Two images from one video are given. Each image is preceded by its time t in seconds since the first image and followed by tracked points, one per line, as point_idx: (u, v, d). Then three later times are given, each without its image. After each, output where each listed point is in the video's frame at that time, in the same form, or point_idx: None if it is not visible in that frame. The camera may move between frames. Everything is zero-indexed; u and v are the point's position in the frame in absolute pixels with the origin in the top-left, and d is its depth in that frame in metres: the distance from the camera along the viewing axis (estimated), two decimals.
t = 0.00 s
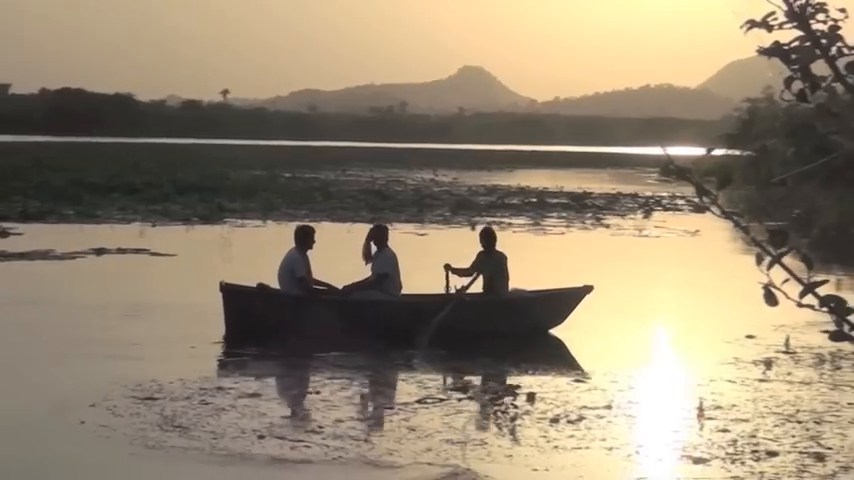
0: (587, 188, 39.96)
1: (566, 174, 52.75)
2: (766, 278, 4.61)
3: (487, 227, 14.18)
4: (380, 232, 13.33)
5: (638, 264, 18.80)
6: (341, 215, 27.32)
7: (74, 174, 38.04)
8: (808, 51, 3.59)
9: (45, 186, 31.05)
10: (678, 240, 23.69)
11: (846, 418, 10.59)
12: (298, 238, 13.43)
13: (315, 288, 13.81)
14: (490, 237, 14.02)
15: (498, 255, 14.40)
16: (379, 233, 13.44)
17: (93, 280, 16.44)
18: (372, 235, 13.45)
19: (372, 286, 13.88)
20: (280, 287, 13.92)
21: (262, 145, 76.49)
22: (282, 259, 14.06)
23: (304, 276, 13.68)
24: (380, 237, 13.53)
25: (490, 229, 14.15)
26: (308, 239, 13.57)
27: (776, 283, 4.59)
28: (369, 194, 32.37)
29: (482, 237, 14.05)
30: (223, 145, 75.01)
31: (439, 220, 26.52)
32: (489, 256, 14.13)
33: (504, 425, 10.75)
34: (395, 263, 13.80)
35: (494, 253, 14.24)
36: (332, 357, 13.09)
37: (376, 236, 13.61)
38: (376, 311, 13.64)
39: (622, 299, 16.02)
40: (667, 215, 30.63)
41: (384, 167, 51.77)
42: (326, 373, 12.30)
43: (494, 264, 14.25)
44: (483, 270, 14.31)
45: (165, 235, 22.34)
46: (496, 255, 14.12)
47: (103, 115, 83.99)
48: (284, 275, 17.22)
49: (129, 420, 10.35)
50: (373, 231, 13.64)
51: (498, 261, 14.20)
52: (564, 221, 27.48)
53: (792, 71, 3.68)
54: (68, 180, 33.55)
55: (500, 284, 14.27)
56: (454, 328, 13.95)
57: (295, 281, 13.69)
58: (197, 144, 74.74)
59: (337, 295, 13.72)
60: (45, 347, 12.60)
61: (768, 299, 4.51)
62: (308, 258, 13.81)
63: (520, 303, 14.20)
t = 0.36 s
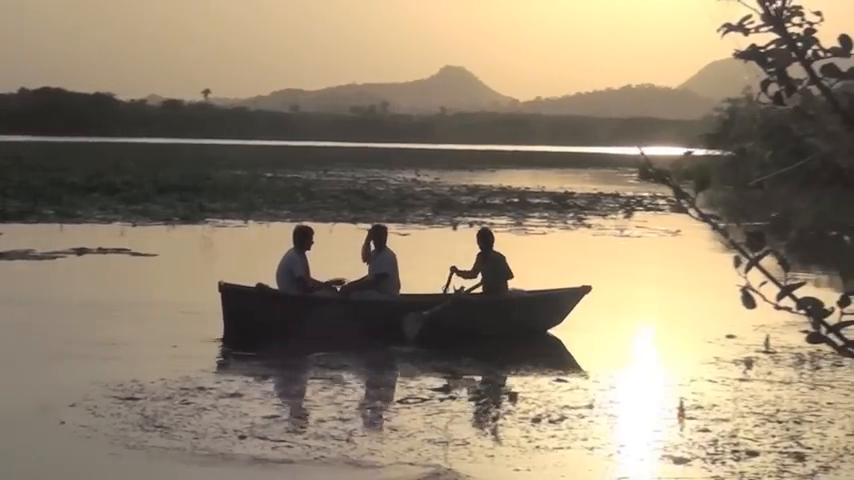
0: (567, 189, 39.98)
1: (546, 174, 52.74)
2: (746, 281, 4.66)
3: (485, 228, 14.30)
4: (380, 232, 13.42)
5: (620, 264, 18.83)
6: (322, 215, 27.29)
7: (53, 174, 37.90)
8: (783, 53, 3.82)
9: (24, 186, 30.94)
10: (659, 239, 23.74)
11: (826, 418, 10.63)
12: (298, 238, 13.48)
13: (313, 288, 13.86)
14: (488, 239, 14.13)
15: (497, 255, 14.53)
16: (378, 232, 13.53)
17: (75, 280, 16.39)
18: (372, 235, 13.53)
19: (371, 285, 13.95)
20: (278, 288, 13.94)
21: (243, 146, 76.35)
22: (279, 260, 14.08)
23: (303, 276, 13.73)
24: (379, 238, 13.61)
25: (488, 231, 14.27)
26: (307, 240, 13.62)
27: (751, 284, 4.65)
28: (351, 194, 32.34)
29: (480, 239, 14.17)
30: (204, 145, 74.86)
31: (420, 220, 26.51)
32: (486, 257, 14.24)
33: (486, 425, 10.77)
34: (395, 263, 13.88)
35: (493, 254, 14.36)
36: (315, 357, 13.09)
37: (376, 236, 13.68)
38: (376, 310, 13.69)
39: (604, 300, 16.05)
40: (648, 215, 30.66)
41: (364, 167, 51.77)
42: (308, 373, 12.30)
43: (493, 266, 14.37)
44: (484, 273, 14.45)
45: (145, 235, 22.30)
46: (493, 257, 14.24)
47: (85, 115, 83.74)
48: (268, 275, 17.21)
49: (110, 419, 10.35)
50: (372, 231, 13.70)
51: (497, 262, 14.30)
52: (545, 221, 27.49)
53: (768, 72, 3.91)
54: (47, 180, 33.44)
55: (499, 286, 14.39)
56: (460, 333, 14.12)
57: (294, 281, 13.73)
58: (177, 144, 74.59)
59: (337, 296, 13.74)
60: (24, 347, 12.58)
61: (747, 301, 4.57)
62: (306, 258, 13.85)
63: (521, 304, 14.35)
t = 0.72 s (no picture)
0: (549, 188, 40.02)
1: (529, 173, 52.78)
2: (729, 277, 4.72)
3: (486, 229, 14.37)
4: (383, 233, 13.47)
5: (605, 263, 18.84)
6: (304, 214, 27.27)
7: (33, 173, 37.81)
8: (769, 47, 3.59)
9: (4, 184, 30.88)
10: (642, 239, 23.77)
11: (807, 416, 10.65)
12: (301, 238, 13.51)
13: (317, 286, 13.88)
14: (488, 239, 14.18)
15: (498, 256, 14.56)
16: (381, 233, 13.59)
17: (59, 279, 16.35)
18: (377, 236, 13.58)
19: (373, 285, 14.02)
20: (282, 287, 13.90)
21: (224, 144, 76.19)
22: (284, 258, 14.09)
23: (308, 274, 13.74)
24: (382, 238, 13.68)
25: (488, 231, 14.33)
26: (310, 239, 13.63)
27: (736, 281, 4.71)
28: (333, 193, 32.30)
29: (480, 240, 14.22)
30: (186, 144, 74.69)
31: (403, 219, 26.51)
32: (487, 257, 14.27)
33: (469, 424, 10.77)
34: (398, 263, 13.96)
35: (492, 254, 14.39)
36: (297, 357, 13.06)
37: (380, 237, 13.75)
38: (379, 310, 13.75)
39: (589, 300, 16.04)
40: (631, 214, 30.67)
41: (346, 166, 51.75)
42: (290, 372, 12.27)
43: (494, 267, 14.40)
44: (485, 274, 14.47)
45: (126, 234, 22.25)
46: (494, 258, 14.27)
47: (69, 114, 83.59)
48: (252, 274, 17.19)
49: (91, 419, 10.33)
50: (376, 231, 13.75)
51: (497, 262, 14.32)
52: (528, 220, 27.51)
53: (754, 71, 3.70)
54: (29, 179, 33.36)
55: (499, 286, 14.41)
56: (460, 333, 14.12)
57: (299, 279, 13.73)
58: (160, 143, 74.57)
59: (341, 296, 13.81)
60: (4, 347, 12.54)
61: (732, 296, 4.62)
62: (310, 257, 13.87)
63: (518, 304, 14.36)
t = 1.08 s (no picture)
0: (533, 187, 40.08)
1: (513, 173, 52.82)
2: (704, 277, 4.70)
3: (486, 230, 14.32)
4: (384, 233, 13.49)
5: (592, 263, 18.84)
6: (288, 214, 27.24)
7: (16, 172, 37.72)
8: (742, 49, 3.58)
9: None
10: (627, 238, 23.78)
11: (790, 415, 10.68)
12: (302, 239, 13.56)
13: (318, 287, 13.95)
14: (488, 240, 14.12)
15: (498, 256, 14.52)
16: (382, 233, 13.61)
17: (45, 279, 16.35)
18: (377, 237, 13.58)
19: (374, 285, 14.01)
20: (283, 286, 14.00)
21: (209, 144, 76.07)
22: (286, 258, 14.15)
23: (309, 276, 13.81)
24: (383, 238, 13.70)
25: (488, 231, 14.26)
26: (313, 241, 13.59)
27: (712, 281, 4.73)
28: (318, 193, 32.28)
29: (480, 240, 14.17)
30: (170, 144, 74.56)
31: (387, 219, 26.51)
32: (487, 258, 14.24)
33: (454, 424, 10.78)
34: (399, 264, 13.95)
35: (492, 255, 14.34)
36: (280, 357, 13.04)
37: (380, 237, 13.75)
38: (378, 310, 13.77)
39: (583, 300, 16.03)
40: (615, 214, 30.67)
41: (331, 166, 51.72)
42: (274, 372, 12.26)
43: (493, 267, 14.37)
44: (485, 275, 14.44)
45: (110, 234, 22.22)
46: (494, 258, 14.23)
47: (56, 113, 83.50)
48: (237, 274, 17.17)
49: (75, 419, 10.33)
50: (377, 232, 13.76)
51: (497, 263, 14.29)
52: (513, 220, 27.51)
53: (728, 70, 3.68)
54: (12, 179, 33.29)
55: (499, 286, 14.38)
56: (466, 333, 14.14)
57: (300, 280, 13.80)
58: (147, 142, 74.58)
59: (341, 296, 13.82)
60: None
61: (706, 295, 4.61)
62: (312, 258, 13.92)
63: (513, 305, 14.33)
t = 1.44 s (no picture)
0: (521, 188, 40.27)
1: (500, 174, 52.94)
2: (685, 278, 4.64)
3: (491, 232, 14.28)
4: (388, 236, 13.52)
5: (586, 264, 18.87)
6: (276, 215, 27.28)
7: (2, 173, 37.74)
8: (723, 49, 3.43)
9: None
10: (616, 239, 23.82)
11: (776, 416, 10.70)
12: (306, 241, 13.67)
13: (322, 288, 14.04)
14: (492, 243, 14.04)
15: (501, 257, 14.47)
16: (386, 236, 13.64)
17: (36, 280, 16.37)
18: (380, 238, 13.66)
19: (377, 287, 14.05)
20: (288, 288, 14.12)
21: (197, 145, 76.13)
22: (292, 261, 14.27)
23: (312, 279, 13.90)
24: (387, 240, 13.73)
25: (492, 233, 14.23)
26: (319, 243, 13.70)
27: (694, 279, 4.67)
28: (305, 194, 32.32)
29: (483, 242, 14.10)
30: (157, 145, 74.60)
31: (374, 220, 26.54)
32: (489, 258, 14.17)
33: (441, 424, 10.78)
34: (402, 266, 13.99)
35: (493, 255, 14.28)
36: (267, 357, 13.03)
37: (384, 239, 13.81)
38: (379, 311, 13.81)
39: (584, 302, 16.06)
40: (603, 215, 30.73)
41: (318, 167, 51.78)
42: (262, 373, 12.25)
43: (496, 266, 14.31)
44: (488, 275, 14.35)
45: (97, 235, 22.23)
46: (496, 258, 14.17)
47: (45, 114, 83.60)
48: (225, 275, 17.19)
49: (61, 420, 10.32)
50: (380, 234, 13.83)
51: (499, 262, 14.23)
52: (501, 221, 27.55)
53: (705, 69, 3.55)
54: None
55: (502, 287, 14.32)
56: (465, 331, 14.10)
57: (303, 282, 13.91)
58: (134, 143, 74.73)
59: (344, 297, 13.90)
60: None
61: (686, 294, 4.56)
62: (316, 261, 14.02)
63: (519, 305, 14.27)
